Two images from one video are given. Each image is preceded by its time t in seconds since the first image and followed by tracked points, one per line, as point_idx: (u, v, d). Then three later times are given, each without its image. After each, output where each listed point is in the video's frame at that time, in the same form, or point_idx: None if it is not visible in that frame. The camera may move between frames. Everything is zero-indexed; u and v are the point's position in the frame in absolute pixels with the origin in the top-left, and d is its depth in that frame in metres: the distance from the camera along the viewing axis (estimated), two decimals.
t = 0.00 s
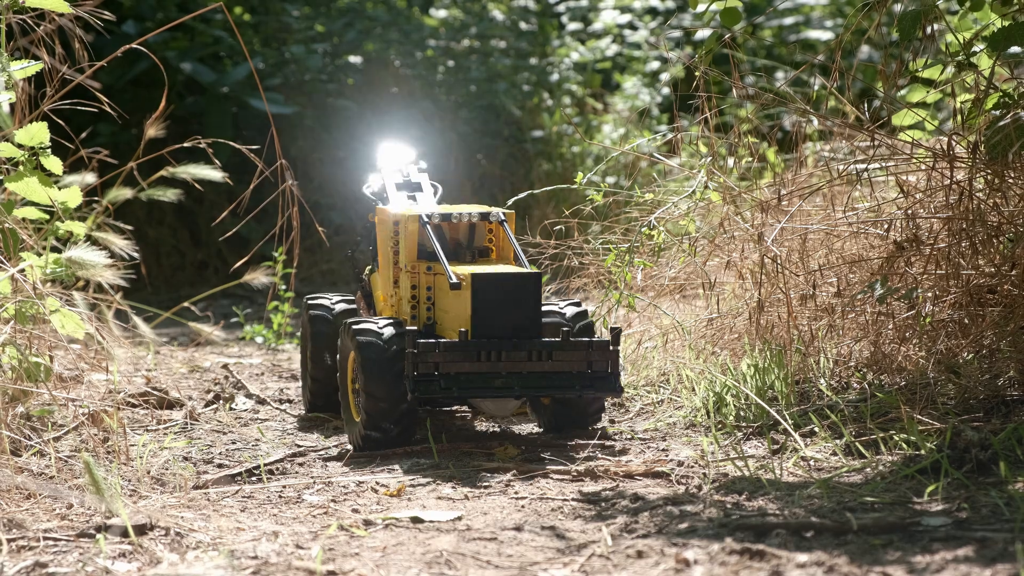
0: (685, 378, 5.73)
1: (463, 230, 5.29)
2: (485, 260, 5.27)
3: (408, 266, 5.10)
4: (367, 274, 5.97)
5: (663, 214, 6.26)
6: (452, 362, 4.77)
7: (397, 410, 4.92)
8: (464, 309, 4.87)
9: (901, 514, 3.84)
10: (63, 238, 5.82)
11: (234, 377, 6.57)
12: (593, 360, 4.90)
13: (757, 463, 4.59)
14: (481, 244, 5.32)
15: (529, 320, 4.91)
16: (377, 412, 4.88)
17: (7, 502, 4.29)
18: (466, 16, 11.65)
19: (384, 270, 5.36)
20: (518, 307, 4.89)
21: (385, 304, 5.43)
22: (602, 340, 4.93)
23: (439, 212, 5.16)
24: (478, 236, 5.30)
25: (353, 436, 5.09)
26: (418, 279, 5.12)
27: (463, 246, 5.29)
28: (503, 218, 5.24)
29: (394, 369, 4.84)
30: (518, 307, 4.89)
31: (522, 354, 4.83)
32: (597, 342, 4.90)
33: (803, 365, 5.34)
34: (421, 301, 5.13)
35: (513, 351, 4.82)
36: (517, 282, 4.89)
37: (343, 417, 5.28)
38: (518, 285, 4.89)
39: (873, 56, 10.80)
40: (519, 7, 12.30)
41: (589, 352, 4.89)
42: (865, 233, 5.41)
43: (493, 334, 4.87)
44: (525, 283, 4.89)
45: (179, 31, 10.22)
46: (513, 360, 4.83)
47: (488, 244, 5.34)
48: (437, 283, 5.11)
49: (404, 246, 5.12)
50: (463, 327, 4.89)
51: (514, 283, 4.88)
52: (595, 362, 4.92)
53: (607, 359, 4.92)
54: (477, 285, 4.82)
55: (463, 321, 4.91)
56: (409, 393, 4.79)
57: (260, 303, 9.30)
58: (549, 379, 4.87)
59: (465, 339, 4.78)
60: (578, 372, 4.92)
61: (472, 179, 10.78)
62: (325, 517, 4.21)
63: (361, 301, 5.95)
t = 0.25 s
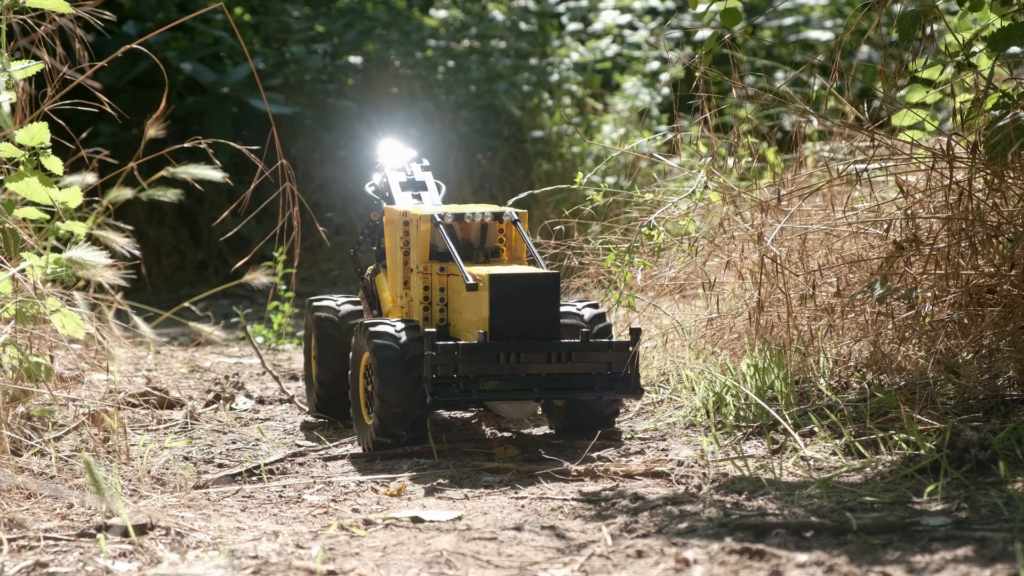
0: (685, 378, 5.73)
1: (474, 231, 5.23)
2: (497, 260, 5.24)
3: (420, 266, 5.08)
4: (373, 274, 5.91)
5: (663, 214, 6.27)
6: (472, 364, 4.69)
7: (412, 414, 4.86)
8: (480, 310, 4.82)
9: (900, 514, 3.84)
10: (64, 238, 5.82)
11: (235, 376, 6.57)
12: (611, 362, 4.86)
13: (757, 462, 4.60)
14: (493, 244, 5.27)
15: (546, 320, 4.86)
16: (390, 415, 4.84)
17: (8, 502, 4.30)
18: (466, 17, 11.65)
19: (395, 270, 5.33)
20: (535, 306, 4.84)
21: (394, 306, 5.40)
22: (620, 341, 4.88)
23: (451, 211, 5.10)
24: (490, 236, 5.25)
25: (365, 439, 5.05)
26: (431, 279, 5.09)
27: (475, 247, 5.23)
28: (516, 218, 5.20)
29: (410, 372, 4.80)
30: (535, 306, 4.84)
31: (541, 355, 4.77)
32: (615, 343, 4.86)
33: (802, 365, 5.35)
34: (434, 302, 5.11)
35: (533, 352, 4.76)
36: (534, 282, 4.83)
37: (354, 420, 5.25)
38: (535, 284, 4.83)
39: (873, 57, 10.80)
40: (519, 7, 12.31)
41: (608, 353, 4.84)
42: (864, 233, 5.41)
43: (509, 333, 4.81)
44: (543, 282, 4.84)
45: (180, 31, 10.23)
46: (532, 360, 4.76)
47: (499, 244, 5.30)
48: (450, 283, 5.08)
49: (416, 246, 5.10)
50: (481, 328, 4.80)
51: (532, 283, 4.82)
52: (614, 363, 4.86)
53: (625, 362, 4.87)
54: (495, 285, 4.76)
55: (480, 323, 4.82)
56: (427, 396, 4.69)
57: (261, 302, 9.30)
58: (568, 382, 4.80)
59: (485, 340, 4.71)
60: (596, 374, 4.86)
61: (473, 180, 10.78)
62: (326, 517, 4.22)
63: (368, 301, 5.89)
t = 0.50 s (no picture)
0: (685, 378, 5.73)
1: (488, 234, 5.13)
2: (509, 263, 5.14)
3: (432, 269, 4.96)
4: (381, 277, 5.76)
5: (663, 214, 6.28)
6: (482, 364, 4.58)
7: (421, 417, 4.75)
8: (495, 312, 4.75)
9: (900, 514, 3.85)
10: (65, 237, 5.82)
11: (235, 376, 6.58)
12: (626, 364, 4.70)
13: (756, 462, 4.60)
14: (506, 248, 5.19)
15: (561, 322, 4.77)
16: (400, 416, 4.74)
17: (9, 501, 4.31)
18: (466, 17, 11.65)
19: (404, 274, 5.21)
20: (550, 309, 4.76)
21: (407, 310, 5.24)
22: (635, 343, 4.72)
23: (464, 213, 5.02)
24: (503, 240, 5.16)
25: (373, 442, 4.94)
26: (443, 282, 4.97)
27: (488, 250, 5.14)
28: (530, 221, 5.10)
29: (420, 373, 4.70)
30: (549, 308, 4.75)
31: (553, 356, 4.66)
32: (628, 345, 4.69)
33: (802, 365, 5.36)
34: (446, 305, 4.97)
35: (545, 353, 4.65)
36: (549, 283, 4.76)
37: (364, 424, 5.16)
38: (550, 288, 4.76)
39: (873, 57, 10.80)
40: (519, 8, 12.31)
41: (622, 355, 4.69)
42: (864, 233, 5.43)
43: (522, 335, 4.71)
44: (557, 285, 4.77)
45: (180, 31, 10.23)
46: (544, 361, 4.65)
47: (512, 248, 5.22)
48: (463, 286, 4.96)
49: (428, 248, 4.99)
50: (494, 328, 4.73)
51: (540, 284, 4.75)
52: (628, 365, 4.70)
53: (641, 365, 4.71)
54: (509, 287, 4.69)
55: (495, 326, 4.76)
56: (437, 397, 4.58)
57: (261, 302, 9.31)
58: (581, 384, 4.66)
59: (495, 341, 4.60)
60: (611, 376, 4.71)
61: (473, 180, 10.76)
62: (326, 516, 4.23)
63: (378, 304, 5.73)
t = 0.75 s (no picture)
0: (685, 378, 5.74)
1: (500, 233, 5.03)
2: (522, 264, 5.04)
3: (443, 270, 4.91)
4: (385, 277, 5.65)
5: (663, 214, 6.29)
6: (495, 368, 4.51)
7: (433, 422, 4.66)
8: (504, 313, 4.66)
9: (900, 513, 3.86)
10: (65, 237, 5.82)
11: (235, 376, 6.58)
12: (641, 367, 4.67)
13: (756, 462, 4.61)
14: (518, 247, 5.09)
15: (576, 325, 4.69)
16: (412, 422, 4.65)
17: (9, 501, 4.31)
18: (466, 17, 11.65)
19: (415, 275, 5.15)
20: (564, 312, 4.68)
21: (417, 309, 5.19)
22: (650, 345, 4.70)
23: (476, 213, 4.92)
24: (516, 240, 5.06)
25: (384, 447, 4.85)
26: (454, 283, 4.92)
27: (500, 249, 5.03)
28: (542, 221, 5.01)
29: (432, 377, 4.61)
30: (563, 311, 4.68)
31: (567, 360, 4.59)
32: (643, 347, 4.66)
33: (802, 365, 5.37)
34: (458, 306, 4.92)
35: (559, 357, 4.58)
36: (564, 286, 4.68)
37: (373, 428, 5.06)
38: (566, 290, 4.68)
39: (872, 57, 10.81)
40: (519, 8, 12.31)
41: (637, 359, 4.66)
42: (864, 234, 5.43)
43: (536, 338, 4.62)
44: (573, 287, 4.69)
45: (180, 31, 10.24)
46: (558, 365, 4.58)
47: (525, 248, 5.12)
48: (475, 286, 4.90)
49: (439, 250, 4.93)
50: (505, 331, 4.62)
51: (555, 286, 4.66)
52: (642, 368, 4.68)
53: (655, 367, 4.70)
54: (522, 289, 4.59)
55: (505, 326, 4.65)
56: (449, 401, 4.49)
57: (261, 302, 9.31)
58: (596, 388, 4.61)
59: (509, 345, 4.53)
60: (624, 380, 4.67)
61: (472, 180, 10.77)
62: (326, 516, 4.24)
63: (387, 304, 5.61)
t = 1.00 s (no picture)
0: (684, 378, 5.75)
1: (514, 236, 4.84)
2: (538, 268, 4.84)
3: (457, 275, 4.72)
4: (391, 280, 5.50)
5: (663, 214, 6.30)
6: (513, 376, 4.35)
7: (451, 430, 4.52)
8: (522, 320, 4.49)
9: (900, 513, 3.87)
10: (66, 237, 5.83)
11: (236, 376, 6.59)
12: (662, 371, 4.50)
13: (756, 462, 4.62)
14: (533, 250, 4.89)
15: (594, 330, 4.53)
16: (428, 430, 4.51)
17: (10, 501, 4.32)
18: (466, 17, 11.64)
19: (427, 279, 4.96)
20: (582, 316, 4.51)
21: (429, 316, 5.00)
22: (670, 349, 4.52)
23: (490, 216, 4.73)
24: (530, 243, 4.87)
25: (400, 455, 4.72)
26: (468, 288, 4.74)
27: (515, 253, 4.84)
28: (558, 223, 4.81)
29: (449, 385, 4.47)
30: (580, 315, 4.51)
31: (586, 366, 4.43)
32: (662, 351, 4.48)
33: (802, 365, 5.39)
34: (472, 312, 4.75)
35: (578, 362, 4.42)
36: (580, 289, 4.51)
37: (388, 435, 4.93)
38: (583, 294, 4.51)
39: (872, 57, 10.82)
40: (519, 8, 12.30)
41: (656, 363, 4.49)
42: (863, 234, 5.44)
43: (553, 343, 4.47)
44: (591, 291, 4.52)
45: (181, 31, 10.24)
46: (577, 371, 4.42)
47: (539, 251, 4.91)
48: (490, 291, 4.72)
49: (452, 254, 4.74)
50: (523, 337, 4.47)
51: (571, 289, 4.49)
52: (663, 372, 4.51)
53: (676, 372, 4.52)
54: (539, 294, 4.43)
55: (522, 331, 4.50)
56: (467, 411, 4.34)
57: (261, 303, 9.32)
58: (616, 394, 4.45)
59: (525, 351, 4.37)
60: (646, 386, 4.50)
61: (472, 180, 10.77)
62: (326, 516, 4.24)
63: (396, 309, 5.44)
